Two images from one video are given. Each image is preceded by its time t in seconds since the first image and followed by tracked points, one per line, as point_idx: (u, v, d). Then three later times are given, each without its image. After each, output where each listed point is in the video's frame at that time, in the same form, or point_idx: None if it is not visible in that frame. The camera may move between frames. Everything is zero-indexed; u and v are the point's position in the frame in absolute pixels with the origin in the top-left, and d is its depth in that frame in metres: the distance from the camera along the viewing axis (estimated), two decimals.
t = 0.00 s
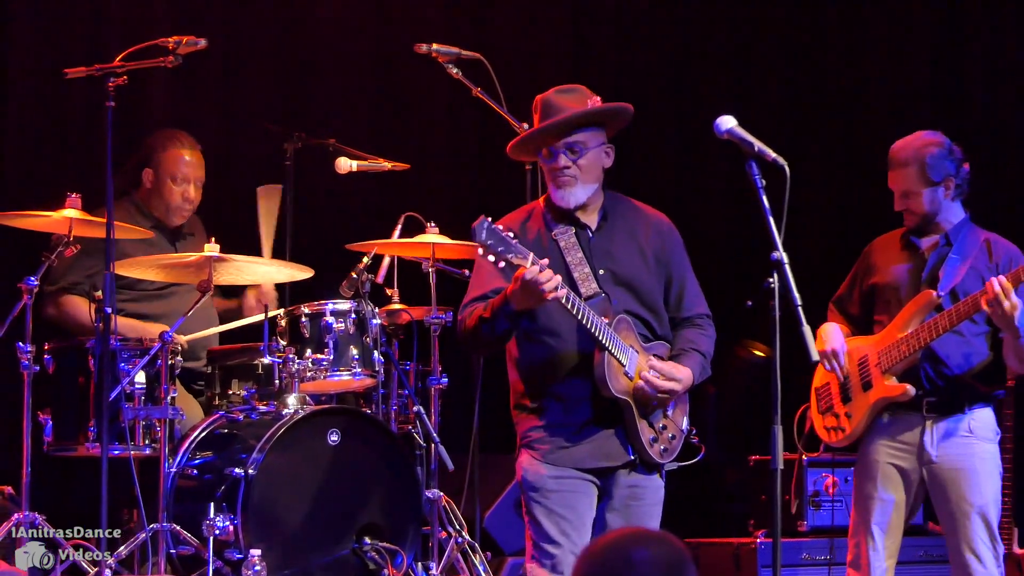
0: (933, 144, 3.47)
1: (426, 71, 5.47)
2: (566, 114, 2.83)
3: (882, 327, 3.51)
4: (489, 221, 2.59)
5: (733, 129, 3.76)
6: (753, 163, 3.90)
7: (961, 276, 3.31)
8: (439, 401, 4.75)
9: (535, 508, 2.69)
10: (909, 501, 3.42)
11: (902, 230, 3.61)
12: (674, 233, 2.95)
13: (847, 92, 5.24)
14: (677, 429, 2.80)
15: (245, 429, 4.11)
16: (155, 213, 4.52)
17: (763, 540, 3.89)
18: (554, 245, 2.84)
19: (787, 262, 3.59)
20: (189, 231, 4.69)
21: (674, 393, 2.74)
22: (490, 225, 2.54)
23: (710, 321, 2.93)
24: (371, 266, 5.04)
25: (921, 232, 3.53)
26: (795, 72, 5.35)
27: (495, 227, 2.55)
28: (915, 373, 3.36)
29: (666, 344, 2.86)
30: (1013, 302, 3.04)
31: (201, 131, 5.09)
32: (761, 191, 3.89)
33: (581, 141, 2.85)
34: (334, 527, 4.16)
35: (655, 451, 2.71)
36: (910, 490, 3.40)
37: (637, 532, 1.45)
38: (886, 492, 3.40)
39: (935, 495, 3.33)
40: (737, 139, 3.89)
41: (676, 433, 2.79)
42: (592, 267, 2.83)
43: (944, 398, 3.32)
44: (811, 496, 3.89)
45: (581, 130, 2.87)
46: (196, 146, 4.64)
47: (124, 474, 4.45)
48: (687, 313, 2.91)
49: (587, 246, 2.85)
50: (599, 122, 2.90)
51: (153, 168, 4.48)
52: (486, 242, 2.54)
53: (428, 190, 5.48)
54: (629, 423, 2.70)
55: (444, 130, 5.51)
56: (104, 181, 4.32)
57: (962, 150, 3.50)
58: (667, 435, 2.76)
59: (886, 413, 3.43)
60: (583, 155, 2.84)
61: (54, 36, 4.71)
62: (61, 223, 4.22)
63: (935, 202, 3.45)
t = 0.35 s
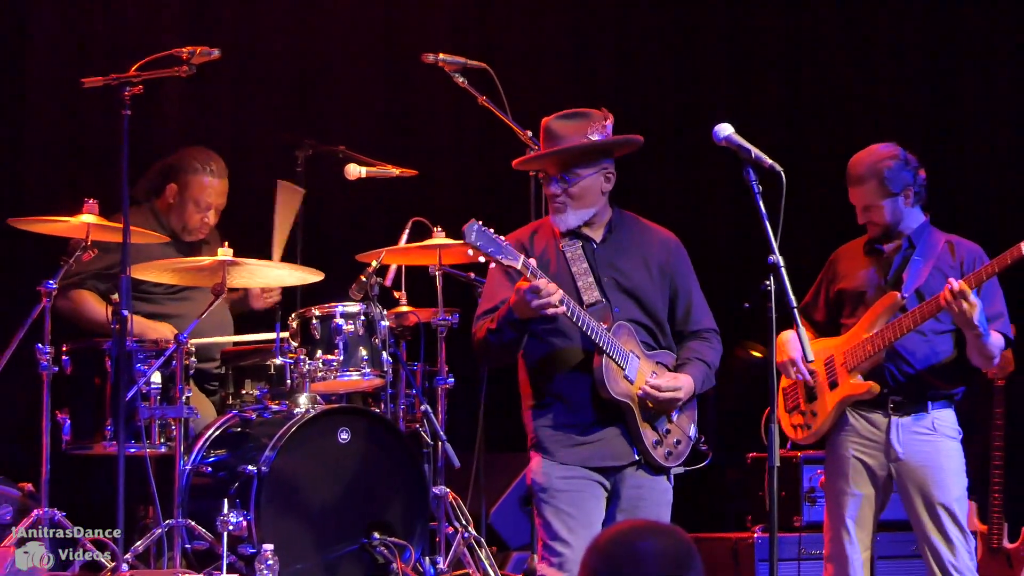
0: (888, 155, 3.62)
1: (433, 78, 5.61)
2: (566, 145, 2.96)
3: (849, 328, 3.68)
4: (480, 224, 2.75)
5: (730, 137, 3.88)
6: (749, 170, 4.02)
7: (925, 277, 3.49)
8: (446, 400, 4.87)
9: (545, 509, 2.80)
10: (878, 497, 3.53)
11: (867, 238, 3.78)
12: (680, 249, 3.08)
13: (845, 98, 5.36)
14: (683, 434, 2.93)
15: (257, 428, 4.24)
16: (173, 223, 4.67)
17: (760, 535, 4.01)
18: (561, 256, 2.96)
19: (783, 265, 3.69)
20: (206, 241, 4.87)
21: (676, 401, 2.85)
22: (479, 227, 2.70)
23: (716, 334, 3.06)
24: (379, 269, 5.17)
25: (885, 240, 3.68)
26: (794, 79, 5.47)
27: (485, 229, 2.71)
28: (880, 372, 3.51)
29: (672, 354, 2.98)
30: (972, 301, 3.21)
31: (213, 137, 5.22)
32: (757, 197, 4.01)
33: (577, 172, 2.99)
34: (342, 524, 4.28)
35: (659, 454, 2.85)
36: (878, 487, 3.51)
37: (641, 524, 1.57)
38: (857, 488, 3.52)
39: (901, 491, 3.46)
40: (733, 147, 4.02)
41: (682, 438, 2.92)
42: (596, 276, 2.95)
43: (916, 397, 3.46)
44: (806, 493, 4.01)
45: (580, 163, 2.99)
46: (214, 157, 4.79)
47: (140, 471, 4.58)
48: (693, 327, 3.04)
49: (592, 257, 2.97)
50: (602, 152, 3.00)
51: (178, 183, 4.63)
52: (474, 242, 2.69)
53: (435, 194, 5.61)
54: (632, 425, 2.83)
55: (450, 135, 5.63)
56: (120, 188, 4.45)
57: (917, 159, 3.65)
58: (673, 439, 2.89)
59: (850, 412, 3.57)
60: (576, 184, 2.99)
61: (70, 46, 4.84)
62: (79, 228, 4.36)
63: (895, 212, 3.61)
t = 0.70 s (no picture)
0: (870, 156, 3.77)
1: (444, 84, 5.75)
2: (570, 128, 3.14)
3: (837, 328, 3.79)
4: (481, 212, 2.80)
5: (733, 143, 3.99)
6: (752, 176, 4.15)
7: (911, 277, 3.61)
8: (458, 399, 5.01)
9: (553, 498, 2.94)
10: (869, 492, 3.66)
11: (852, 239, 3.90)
12: (689, 243, 3.19)
13: (847, 103, 5.49)
14: (687, 425, 3.04)
15: (274, 425, 4.37)
16: (190, 220, 4.80)
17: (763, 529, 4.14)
18: (569, 251, 3.10)
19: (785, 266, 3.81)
20: (220, 238, 4.92)
21: (677, 390, 2.97)
22: (479, 216, 2.75)
23: (726, 326, 3.16)
24: (393, 270, 5.31)
25: (869, 239, 3.83)
26: (798, 85, 5.60)
27: (485, 218, 2.77)
28: (873, 368, 3.63)
29: (680, 347, 3.10)
30: (964, 292, 3.36)
31: (231, 143, 5.37)
32: (760, 202, 4.14)
33: (582, 158, 3.13)
34: (356, 518, 4.43)
35: (660, 443, 2.97)
36: (869, 481, 3.64)
37: (645, 517, 1.56)
38: (848, 483, 3.63)
39: (891, 489, 3.59)
40: (736, 152, 4.14)
41: (686, 429, 3.03)
42: (602, 268, 3.07)
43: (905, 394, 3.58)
44: (808, 488, 4.10)
45: (585, 149, 3.15)
46: (226, 158, 4.94)
47: (161, 467, 4.73)
48: (702, 319, 3.14)
49: (599, 250, 3.10)
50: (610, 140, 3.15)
51: (184, 175, 4.78)
52: (474, 232, 2.74)
53: (446, 197, 5.75)
54: (633, 414, 2.95)
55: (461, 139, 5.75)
56: (142, 192, 4.60)
57: (901, 159, 3.80)
58: (676, 430, 3.01)
59: (843, 410, 3.69)
60: (580, 171, 3.13)
61: (94, 56, 5.02)
62: (102, 232, 4.50)
63: (878, 207, 3.74)
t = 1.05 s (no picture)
0: (877, 169, 3.89)
1: (458, 92, 5.93)
2: (565, 153, 3.30)
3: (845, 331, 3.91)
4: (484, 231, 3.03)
5: (739, 151, 4.12)
6: (757, 182, 4.28)
7: (915, 280, 3.76)
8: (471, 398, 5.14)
9: (567, 499, 3.08)
10: (877, 488, 3.79)
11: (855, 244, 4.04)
12: (689, 251, 3.33)
13: (851, 110, 5.61)
14: (697, 427, 3.19)
15: (293, 423, 4.52)
16: (219, 227, 4.99)
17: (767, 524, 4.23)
18: (575, 267, 3.25)
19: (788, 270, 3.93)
20: (247, 244, 5.12)
21: (683, 391, 3.12)
22: (480, 234, 2.98)
23: (730, 330, 3.30)
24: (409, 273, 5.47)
25: (870, 244, 3.96)
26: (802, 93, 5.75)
27: (486, 236, 2.99)
28: (881, 368, 3.74)
29: (687, 352, 3.25)
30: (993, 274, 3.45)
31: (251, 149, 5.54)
32: (764, 208, 4.28)
33: (579, 179, 3.28)
34: (374, 513, 4.57)
35: (671, 445, 3.12)
36: (879, 478, 3.77)
37: (660, 511, 1.50)
38: (857, 479, 3.77)
39: (899, 486, 3.72)
40: (743, 159, 4.27)
41: (696, 432, 3.18)
42: (607, 280, 3.23)
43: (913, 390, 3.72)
44: (811, 485, 4.28)
45: (581, 169, 3.29)
46: (253, 164, 5.09)
47: (185, 463, 4.89)
48: (707, 324, 3.28)
49: (602, 263, 3.25)
50: (603, 159, 3.30)
51: (214, 184, 4.94)
52: (476, 250, 2.96)
53: (459, 202, 5.93)
54: (643, 416, 3.10)
55: (477, 148, 5.95)
56: (167, 197, 4.76)
57: (908, 173, 3.93)
58: (685, 432, 3.16)
59: (855, 407, 3.81)
60: (580, 193, 3.28)
61: (120, 67, 5.21)
62: (129, 235, 4.64)
63: (880, 220, 3.88)
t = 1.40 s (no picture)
0: (881, 169, 4.05)
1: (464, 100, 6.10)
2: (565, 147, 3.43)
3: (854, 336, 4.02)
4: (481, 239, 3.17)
5: (738, 157, 4.24)
6: (755, 188, 4.40)
7: (924, 287, 3.88)
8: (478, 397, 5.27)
9: (567, 492, 3.20)
10: (886, 487, 3.91)
11: (860, 246, 4.16)
12: (685, 243, 3.46)
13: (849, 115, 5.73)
14: (694, 417, 3.32)
15: (305, 421, 4.68)
16: (231, 231, 5.12)
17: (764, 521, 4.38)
18: (573, 260, 3.38)
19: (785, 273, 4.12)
20: (260, 248, 5.28)
21: (679, 381, 3.24)
22: (476, 243, 3.12)
23: (724, 318, 3.43)
24: (417, 276, 5.62)
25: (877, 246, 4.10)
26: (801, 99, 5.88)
27: (483, 244, 3.13)
28: (892, 376, 3.87)
29: (684, 343, 3.38)
30: (1004, 292, 3.59)
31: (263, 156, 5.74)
32: (763, 213, 4.40)
33: (579, 171, 3.42)
34: (383, 509, 4.72)
35: (668, 437, 3.25)
36: (888, 477, 3.89)
37: (655, 512, 1.54)
38: (866, 478, 3.88)
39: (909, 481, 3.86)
40: (741, 165, 4.39)
41: (693, 421, 3.32)
42: (605, 275, 3.36)
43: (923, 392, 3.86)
44: (806, 482, 4.41)
45: (580, 162, 3.43)
46: (265, 170, 5.26)
47: (199, 460, 5.04)
48: (702, 313, 3.42)
49: (600, 257, 3.38)
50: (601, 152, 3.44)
51: (227, 189, 5.09)
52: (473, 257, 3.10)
53: (465, 207, 6.08)
54: (641, 410, 3.23)
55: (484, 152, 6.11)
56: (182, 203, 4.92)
57: (917, 177, 4.07)
58: (683, 423, 3.29)
59: (870, 409, 3.90)
60: (579, 184, 3.41)
61: (138, 77, 5.43)
62: (145, 240, 4.78)
63: (879, 215, 4.03)
